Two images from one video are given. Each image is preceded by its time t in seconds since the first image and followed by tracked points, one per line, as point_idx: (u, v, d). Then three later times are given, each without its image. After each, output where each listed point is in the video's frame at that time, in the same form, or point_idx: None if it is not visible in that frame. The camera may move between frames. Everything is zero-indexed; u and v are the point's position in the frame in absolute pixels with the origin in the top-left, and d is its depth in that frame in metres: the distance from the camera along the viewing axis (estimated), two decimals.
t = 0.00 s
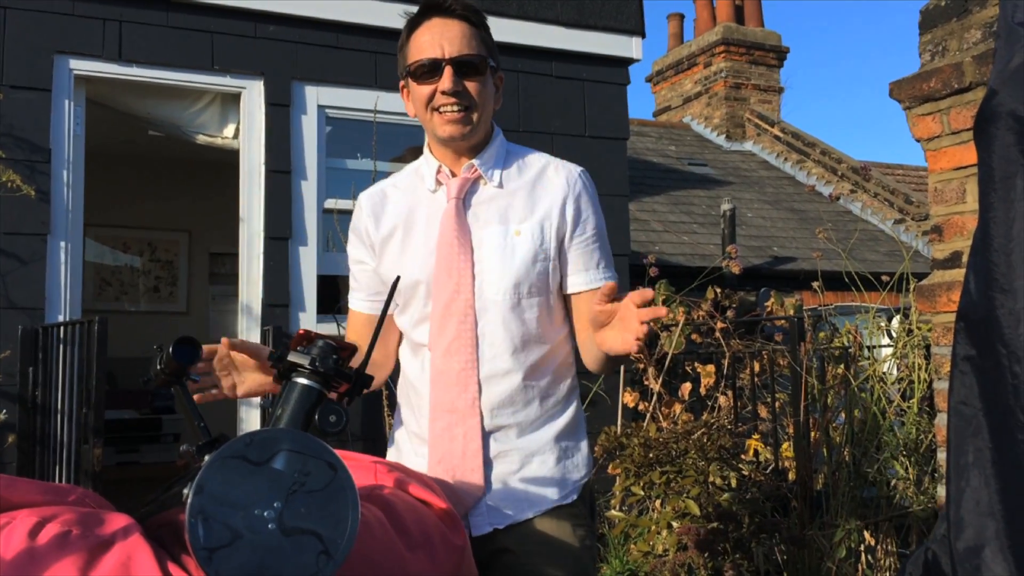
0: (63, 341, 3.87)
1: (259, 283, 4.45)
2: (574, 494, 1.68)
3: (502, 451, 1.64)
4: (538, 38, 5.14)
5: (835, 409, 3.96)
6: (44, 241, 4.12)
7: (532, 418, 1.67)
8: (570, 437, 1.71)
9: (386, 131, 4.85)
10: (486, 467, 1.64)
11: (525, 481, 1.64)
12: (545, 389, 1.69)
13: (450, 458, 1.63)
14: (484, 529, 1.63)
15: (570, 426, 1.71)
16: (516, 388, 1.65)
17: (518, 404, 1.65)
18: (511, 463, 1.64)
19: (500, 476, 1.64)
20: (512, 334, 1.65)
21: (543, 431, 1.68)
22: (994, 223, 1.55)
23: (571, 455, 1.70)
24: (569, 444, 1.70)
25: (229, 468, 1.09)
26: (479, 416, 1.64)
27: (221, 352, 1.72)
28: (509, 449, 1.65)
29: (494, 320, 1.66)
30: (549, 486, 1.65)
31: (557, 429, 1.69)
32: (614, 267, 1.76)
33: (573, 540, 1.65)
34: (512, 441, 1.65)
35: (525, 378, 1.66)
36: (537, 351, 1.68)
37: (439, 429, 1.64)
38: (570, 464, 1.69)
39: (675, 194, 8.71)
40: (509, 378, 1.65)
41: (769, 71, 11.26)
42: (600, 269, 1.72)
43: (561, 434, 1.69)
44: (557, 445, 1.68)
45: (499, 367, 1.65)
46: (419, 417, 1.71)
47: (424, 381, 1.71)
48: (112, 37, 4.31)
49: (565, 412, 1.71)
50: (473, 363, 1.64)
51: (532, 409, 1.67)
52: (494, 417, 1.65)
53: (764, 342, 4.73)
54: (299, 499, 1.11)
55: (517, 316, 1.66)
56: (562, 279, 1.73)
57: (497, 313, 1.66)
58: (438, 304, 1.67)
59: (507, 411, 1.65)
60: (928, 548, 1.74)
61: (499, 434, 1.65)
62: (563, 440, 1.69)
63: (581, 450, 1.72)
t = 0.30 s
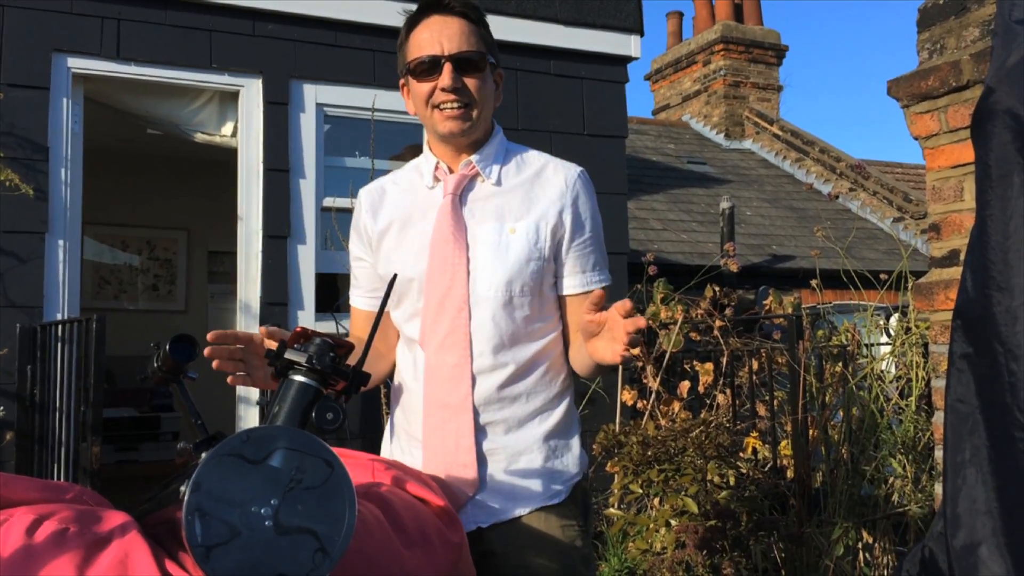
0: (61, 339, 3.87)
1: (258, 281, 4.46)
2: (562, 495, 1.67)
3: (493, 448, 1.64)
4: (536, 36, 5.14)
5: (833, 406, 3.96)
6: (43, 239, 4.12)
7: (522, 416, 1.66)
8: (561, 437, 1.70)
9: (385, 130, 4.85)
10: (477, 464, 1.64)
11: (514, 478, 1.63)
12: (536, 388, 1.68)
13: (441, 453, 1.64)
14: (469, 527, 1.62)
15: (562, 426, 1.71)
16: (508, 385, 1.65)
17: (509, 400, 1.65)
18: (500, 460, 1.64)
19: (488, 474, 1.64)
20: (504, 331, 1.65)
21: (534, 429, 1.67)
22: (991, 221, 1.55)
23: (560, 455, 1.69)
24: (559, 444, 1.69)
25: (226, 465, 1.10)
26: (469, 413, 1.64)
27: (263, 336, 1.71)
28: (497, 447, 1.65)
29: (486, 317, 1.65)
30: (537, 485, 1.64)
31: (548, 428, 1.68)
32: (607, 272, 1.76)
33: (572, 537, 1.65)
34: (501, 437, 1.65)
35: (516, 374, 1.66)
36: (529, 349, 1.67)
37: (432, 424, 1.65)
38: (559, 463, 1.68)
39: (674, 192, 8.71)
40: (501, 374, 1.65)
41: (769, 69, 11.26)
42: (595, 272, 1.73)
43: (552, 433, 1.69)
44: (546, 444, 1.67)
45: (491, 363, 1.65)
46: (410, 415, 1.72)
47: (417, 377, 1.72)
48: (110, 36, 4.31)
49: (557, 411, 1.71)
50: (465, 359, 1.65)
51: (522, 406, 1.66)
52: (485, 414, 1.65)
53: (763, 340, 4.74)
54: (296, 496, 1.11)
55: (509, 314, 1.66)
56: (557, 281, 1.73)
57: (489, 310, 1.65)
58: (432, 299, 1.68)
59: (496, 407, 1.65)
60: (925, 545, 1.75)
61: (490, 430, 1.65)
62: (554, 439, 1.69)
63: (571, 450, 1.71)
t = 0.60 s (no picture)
0: (61, 341, 3.87)
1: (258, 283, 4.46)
2: (563, 494, 1.66)
3: (492, 448, 1.64)
4: (535, 37, 5.14)
5: (832, 406, 3.97)
6: (42, 241, 4.12)
7: (521, 415, 1.66)
8: (562, 435, 1.69)
9: (384, 131, 4.86)
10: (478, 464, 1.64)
11: (514, 478, 1.63)
12: (535, 387, 1.67)
13: (442, 453, 1.64)
14: (469, 526, 1.62)
15: (562, 424, 1.70)
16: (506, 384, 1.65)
17: (508, 400, 1.65)
18: (500, 460, 1.64)
19: (489, 474, 1.63)
20: (500, 330, 1.65)
21: (533, 428, 1.67)
22: (988, 221, 1.54)
23: (560, 454, 1.68)
24: (559, 442, 1.68)
25: (226, 467, 1.10)
26: (469, 412, 1.64)
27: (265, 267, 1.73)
28: (497, 447, 1.64)
29: (482, 316, 1.66)
30: (538, 484, 1.64)
31: (548, 426, 1.67)
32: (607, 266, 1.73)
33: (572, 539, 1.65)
34: (501, 437, 1.65)
35: (514, 373, 1.65)
36: (526, 347, 1.67)
37: (433, 425, 1.66)
38: (559, 462, 1.67)
39: (674, 192, 8.71)
40: (498, 373, 1.65)
41: (768, 69, 11.26)
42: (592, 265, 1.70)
43: (552, 431, 1.68)
44: (545, 443, 1.66)
45: (489, 362, 1.65)
46: (412, 417, 1.73)
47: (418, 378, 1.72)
48: (109, 38, 4.31)
49: (557, 410, 1.70)
50: (463, 359, 1.65)
51: (521, 405, 1.66)
52: (484, 414, 1.65)
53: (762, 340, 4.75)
54: (296, 498, 1.12)
55: (505, 313, 1.66)
56: (555, 275, 1.71)
57: (485, 310, 1.66)
58: (430, 301, 1.69)
59: (495, 407, 1.64)
60: (925, 544, 1.75)
61: (489, 430, 1.65)
62: (554, 437, 1.68)
63: (572, 449, 1.70)
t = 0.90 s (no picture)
0: (58, 347, 3.87)
1: (256, 287, 4.47)
2: (574, 491, 1.67)
3: (503, 447, 1.64)
4: (531, 41, 5.15)
5: (830, 409, 3.96)
6: (40, 247, 4.12)
7: (533, 413, 1.66)
8: (571, 434, 1.71)
9: (382, 136, 4.83)
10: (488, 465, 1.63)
11: (527, 477, 1.64)
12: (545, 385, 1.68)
13: (453, 454, 1.63)
14: (484, 525, 1.63)
15: (569, 423, 1.71)
16: (517, 382, 1.65)
17: (520, 399, 1.65)
18: (512, 459, 1.64)
19: (502, 474, 1.64)
20: (511, 327, 1.66)
21: (544, 426, 1.67)
22: (984, 224, 1.54)
23: (570, 452, 1.69)
24: (568, 440, 1.70)
25: (223, 471, 1.10)
26: (480, 412, 1.64)
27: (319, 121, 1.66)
28: (510, 447, 1.64)
29: (492, 315, 1.66)
30: (551, 483, 1.65)
31: (558, 425, 1.68)
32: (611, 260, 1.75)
33: (573, 543, 1.65)
34: (513, 436, 1.65)
35: (526, 372, 1.66)
36: (537, 345, 1.68)
37: (442, 427, 1.64)
38: (569, 459, 1.68)
39: (671, 196, 8.72)
40: (510, 372, 1.65)
41: (764, 73, 11.28)
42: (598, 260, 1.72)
43: (561, 430, 1.69)
44: (556, 442, 1.68)
45: (499, 361, 1.65)
46: (418, 418, 1.68)
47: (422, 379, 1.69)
48: (106, 44, 4.31)
49: (566, 408, 1.71)
50: (473, 358, 1.65)
51: (532, 404, 1.66)
52: (495, 413, 1.64)
53: (759, 343, 4.77)
54: (293, 503, 1.12)
55: (516, 311, 1.67)
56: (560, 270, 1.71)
57: (495, 308, 1.66)
58: (437, 301, 1.67)
59: (507, 406, 1.64)
60: (922, 547, 1.76)
61: (500, 429, 1.64)
62: (563, 436, 1.69)
63: (581, 448, 1.72)
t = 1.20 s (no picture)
0: (51, 353, 3.86)
1: (249, 292, 4.46)
2: (583, 497, 1.70)
3: (515, 460, 1.64)
4: (524, 46, 5.15)
5: (824, 412, 3.96)
6: (32, 253, 4.11)
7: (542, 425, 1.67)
8: (575, 443, 1.73)
9: (377, 141, 4.86)
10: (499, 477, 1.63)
11: (540, 488, 1.65)
12: (551, 396, 1.70)
13: (466, 471, 1.61)
14: (502, 538, 1.64)
15: (572, 432, 1.73)
16: (527, 395, 1.65)
17: (531, 412, 1.66)
18: (524, 471, 1.65)
19: (516, 485, 1.64)
20: (520, 341, 1.66)
21: (551, 437, 1.69)
22: (976, 228, 1.50)
23: (576, 461, 1.71)
24: (574, 449, 1.72)
25: (216, 479, 1.10)
26: (492, 426, 1.62)
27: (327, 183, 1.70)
28: (523, 458, 1.65)
29: (500, 330, 1.66)
30: (563, 492, 1.67)
31: (564, 435, 1.70)
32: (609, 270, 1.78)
33: (574, 551, 1.66)
34: (525, 449, 1.65)
35: (536, 385, 1.66)
36: (544, 358, 1.68)
37: (453, 444, 1.61)
38: (577, 467, 1.70)
39: (665, 200, 8.73)
40: (521, 385, 1.65)
41: (757, 76, 11.31)
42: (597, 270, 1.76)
43: (567, 440, 1.71)
44: (564, 451, 1.69)
45: (509, 374, 1.65)
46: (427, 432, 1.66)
47: (433, 396, 1.66)
48: (99, 49, 4.31)
49: (569, 418, 1.73)
50: (484, 374, 1.63)
51: (541, 417, 1.67)
52: (506, 427, 1.64)
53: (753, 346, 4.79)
54: (287, 509, 1.12)
55: (524, 324, 1.67)
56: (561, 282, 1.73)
57: (504, 323, 1.66)
58: (446, 317, 1.64)
59: (519, 420, 1.65)
60: (916, 550, 1.73)
61: (511, 443, 1.64)
62: (569, 445, 1.71)
63: (587, 455, 1.75)
